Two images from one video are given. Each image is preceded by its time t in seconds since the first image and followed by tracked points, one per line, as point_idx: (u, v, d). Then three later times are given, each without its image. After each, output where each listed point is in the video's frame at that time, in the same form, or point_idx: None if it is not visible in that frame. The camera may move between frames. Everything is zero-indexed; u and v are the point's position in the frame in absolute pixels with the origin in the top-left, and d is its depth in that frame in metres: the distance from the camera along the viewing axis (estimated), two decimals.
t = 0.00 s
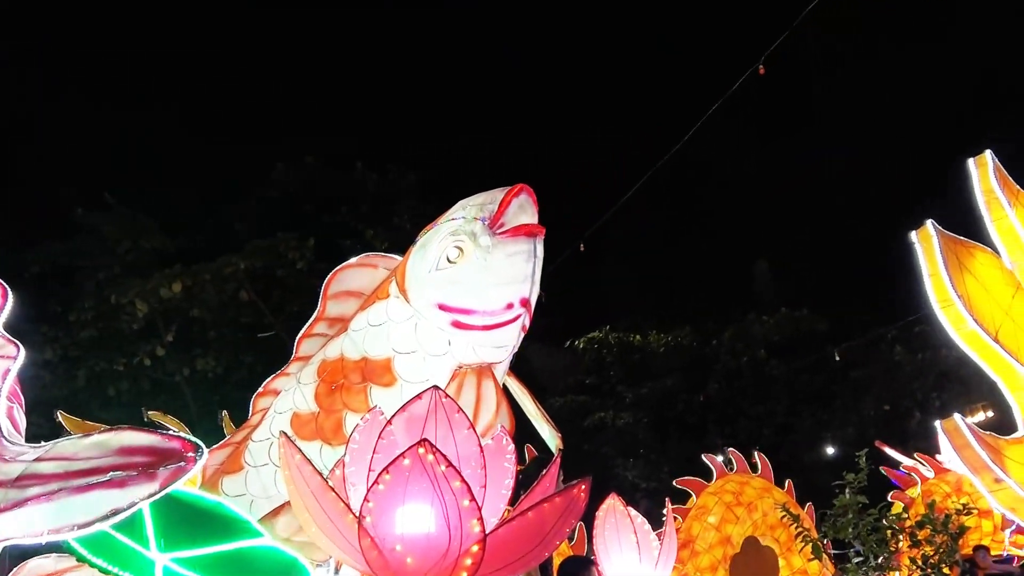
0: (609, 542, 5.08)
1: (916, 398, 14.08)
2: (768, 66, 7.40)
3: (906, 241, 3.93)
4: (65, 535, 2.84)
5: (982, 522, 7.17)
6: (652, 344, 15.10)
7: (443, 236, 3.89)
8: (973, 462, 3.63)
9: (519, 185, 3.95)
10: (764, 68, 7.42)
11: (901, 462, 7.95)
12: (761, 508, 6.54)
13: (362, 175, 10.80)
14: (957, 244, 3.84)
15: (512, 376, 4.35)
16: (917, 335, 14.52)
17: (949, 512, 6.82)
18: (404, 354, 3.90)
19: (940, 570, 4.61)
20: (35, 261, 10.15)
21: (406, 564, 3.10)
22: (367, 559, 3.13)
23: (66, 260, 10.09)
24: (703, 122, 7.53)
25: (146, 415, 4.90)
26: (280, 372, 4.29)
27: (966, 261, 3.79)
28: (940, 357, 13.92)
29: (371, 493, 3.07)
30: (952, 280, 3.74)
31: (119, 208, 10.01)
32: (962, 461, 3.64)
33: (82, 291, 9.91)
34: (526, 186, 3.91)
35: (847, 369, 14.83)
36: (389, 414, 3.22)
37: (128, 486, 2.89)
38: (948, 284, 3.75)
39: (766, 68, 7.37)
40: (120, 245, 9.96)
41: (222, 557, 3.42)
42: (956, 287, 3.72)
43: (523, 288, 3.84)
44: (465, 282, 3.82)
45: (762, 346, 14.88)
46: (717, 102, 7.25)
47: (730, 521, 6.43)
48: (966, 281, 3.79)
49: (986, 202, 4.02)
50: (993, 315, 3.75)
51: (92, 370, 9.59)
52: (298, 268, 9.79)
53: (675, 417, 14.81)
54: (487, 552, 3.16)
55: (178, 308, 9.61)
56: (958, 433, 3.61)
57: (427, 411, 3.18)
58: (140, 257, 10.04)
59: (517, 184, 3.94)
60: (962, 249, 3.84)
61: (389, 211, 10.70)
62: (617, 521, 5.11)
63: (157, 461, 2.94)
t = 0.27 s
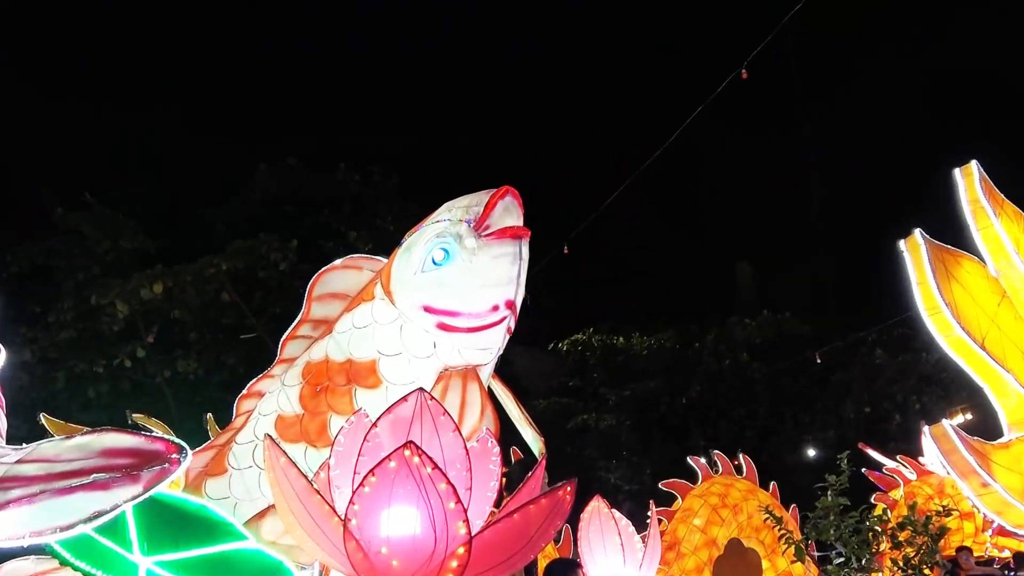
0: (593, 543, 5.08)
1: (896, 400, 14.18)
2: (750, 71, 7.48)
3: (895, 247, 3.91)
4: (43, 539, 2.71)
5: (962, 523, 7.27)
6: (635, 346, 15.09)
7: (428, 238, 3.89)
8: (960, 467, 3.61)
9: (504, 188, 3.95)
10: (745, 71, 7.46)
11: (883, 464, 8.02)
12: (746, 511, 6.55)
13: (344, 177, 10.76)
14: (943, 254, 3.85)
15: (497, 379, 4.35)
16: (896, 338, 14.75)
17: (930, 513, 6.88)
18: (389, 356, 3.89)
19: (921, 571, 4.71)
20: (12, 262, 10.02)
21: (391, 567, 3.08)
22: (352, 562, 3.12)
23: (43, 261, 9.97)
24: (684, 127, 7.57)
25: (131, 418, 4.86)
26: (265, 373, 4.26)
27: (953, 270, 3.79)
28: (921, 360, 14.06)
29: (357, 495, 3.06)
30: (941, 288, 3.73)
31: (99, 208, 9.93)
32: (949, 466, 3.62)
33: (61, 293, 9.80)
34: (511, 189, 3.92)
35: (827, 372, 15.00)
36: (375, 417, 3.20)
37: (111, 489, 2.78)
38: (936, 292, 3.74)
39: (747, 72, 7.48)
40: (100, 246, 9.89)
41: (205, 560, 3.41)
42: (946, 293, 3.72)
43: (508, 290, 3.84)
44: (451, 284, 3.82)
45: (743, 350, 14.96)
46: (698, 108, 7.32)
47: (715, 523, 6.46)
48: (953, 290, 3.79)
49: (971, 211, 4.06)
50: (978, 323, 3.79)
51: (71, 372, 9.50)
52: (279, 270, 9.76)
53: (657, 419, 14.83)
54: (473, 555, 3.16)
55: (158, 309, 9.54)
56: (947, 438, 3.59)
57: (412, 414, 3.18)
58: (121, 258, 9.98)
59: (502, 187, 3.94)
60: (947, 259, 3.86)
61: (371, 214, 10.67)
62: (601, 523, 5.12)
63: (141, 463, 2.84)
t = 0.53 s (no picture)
0: (585, 545, 5.10)
1: (883, 403, 14.25)
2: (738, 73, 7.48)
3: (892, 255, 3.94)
4: (40, 540, 2.98)
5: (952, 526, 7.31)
6: (623, 349, 15.00)
7: (422, 241, 3.87)
8: (955, 470, 3.64)
9: (498, 191, 3.94)
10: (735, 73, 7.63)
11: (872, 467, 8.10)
12: (737, 513, 6.57)
13: (332, 179, 10.70)
14: (938, 260, 3.87)
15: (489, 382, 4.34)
16: (883, 341, 14.60)
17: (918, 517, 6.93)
18: (383, 358, 3.88)
19: (912, 574, 4.76)
20: None
21: (386, 569, 3.07)
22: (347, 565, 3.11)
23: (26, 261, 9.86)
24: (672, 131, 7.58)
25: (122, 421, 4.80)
26: (257, 376, 4.26)
27: (948, 277, 3.82)
28: (907, 363, 14.14)
29: (352, 498, 3.05)
30: (937, 294, 3.75)
31: (85, 209, 9.86)
32: (945, 470, 3.64)
33: (46, 294, 9.72)
34: (505, 192, 3.91)
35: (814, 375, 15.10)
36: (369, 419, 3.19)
37: (105, 491, 3.08)
38: (932, 298, 3.76)
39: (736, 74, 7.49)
40: (86, 247, 9.83)
41: (198, 563, 3.40)
42: (940, 299, 3.75)
43: (502, 293, 3.83)
44: (444, 287, 3.81)
45: (731, 352, 15.01)
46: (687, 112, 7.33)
47: (706, 525, 6.48)
48: (949, 296, 3.81)
49: (967, 220, 4.10)
50: (973, 328, 3.79)
51: (57, 373, 9.46)
52: (267, 271, 9.70)
53: (645, 422, 14.85)
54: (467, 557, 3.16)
55: (145, 311, 9.47)
56: (942, 441, 3.62)
57: (407, 416, 3.17)
58: (108, 260, 9.92)
59: (496, 190, 3.93)
60: (942, 266, 3.88)
61: (360, 216, 10.64)
62: (593, 526, 5.12)
63: (134, 466, 3.13)
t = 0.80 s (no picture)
0: (583, 548, 5.08)
1: (873, 406, 14.44)
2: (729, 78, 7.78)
3: (888, 260, 3.92)
4: (44, 541, 3.06)
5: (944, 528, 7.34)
6: (614, 351, 15.15)
7: (421, 244, 3.88)
8: (952, 474, 3.65)
9: (497, 195, 3.96)
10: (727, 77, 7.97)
11: (864, 468, 8.14)
12: (732, 516, 6.59)
13: (323, 180, 10.67)
14: (934, 268, 3.85)
15: (488, 385, 4.34)
16: (874, 344, 15.12)
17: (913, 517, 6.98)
18: (382, 361, 3.87)
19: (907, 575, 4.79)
20: None
21: (387, 572, 3.08)
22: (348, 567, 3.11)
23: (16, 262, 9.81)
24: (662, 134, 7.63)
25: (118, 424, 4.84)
26: (256, 378, 4.27)
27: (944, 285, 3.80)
28: (897, 366, 14.34)
29: (354, 501, 3.05)
30: (934, 302, 3.73)
31: (75, 209, 9.79)
32: (942, 475, 3.66)
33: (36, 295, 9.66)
34: (505, 195, 3.92)
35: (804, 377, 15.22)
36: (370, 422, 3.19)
37: (108, 493, 3.15)
38: (929, 306, 3.74)
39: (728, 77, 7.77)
40: (76, 247, 9.77)
41: (199, 566, 3.39)
42: (938, 306, 3.74)
43: (501, 296, 3.85)
44: (444, 290, 3.81)
45: (722, 355, 15.11)
46: (677, 115, 7.36)
47: (701, 527, 6.49)
48: (945, 304, 3.80)
49: (961, 226, 4.09)
50: (969, 335, 3.79)
51: (47, 375, 9.44)
52: (258, 272, 9.68)
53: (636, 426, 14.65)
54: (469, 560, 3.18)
55: (136, 312, 9.44)
56: (940, 446, 3.62)
57: (408, 420, 3.17)
58: (94, 260, 9.82)
59: (496, 193, 3.95)
60: (939, 273, 3.85)
61: (351, 217, 10.63)
62: (591, 529, 5.12)
63: (136, 469, 3.20)
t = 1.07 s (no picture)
0: (585, 550, 5.08)
1: (866, 408, 14.70)
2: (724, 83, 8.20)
3: (891, 265, 3.96)
4: (55, 545, 2.99)
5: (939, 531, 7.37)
6: (609, 353, 15.23)
7: (425, 247, 3.88)
8: (954, 477, 3.67)
9: (501, 198, 3.97)
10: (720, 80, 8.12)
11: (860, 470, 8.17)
12: (729, 518, 6.62)
13: (318, 181, 10.65)
14: (938, 274, 3.87)
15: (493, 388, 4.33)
16: (866, 347, 15.43)
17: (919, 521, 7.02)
18: (387, 363, 3.87)
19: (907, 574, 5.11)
20: None
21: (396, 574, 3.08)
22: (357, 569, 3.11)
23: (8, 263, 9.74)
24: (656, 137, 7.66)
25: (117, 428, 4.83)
26: (259, 381, 4.21)
27: (947, 290, 3.82)
28: (891, 368, 14.67)
29: (363, 503, 3.06)
30: (936, 307, 3.76)
31: (69, 210, 9.72)
32: (944, 477, 3.68)
33: (29, 295, 9.62)
34: (509, 198, 3.93)
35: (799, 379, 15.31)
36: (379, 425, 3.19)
37: (119, 496, 3.06)
38: (931, 311, 3.77)
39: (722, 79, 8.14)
40: (70, 247, 9.69)
41: (205, 568, 3.56)
42: (940, 311, 3.76)
43: (505, 299, 3.86)
44: (449, 293, 3.82)
45: (716, 357, 15.15)
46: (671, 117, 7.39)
47: (698, 530, 6.50)
48: (948, 309, 3.82)
49: (963, 232, 4.11)
50: (971, 340, 3.80)
51: (41, 376, 9.40)
52: (253, 274, 9.64)
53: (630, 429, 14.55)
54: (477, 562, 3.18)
55: (130, 313, 9.44)
56: (941, 449, 3.64)
57: (416, 422, 3.17)
58: (89, 261, 9.79)
59: (500, 197, 3.96)
60: (942, 279, 3.88)
61: (346, 218, 10.66)
62: (593, 531, 5.12)
63: (148, 471, 3.11)
